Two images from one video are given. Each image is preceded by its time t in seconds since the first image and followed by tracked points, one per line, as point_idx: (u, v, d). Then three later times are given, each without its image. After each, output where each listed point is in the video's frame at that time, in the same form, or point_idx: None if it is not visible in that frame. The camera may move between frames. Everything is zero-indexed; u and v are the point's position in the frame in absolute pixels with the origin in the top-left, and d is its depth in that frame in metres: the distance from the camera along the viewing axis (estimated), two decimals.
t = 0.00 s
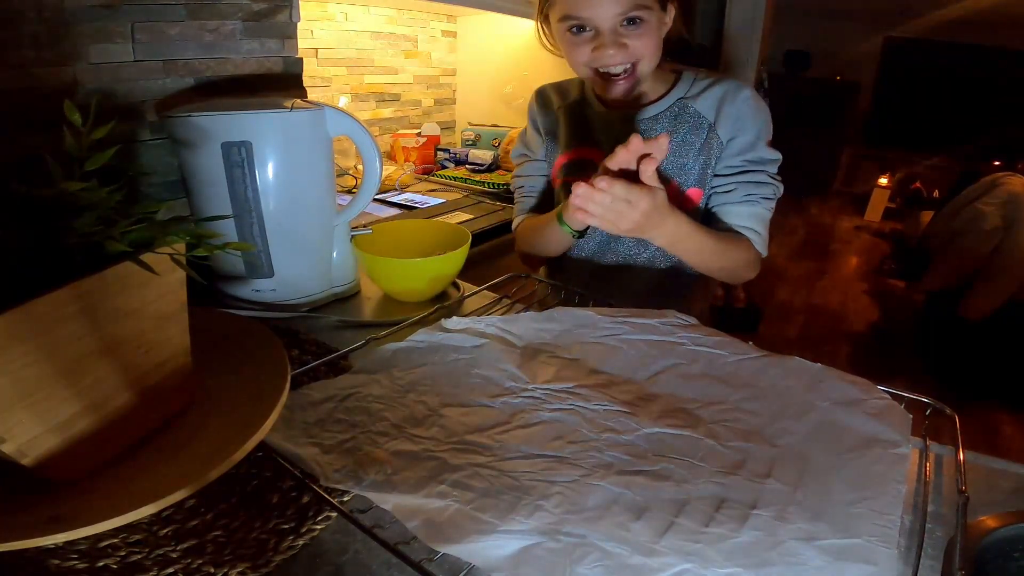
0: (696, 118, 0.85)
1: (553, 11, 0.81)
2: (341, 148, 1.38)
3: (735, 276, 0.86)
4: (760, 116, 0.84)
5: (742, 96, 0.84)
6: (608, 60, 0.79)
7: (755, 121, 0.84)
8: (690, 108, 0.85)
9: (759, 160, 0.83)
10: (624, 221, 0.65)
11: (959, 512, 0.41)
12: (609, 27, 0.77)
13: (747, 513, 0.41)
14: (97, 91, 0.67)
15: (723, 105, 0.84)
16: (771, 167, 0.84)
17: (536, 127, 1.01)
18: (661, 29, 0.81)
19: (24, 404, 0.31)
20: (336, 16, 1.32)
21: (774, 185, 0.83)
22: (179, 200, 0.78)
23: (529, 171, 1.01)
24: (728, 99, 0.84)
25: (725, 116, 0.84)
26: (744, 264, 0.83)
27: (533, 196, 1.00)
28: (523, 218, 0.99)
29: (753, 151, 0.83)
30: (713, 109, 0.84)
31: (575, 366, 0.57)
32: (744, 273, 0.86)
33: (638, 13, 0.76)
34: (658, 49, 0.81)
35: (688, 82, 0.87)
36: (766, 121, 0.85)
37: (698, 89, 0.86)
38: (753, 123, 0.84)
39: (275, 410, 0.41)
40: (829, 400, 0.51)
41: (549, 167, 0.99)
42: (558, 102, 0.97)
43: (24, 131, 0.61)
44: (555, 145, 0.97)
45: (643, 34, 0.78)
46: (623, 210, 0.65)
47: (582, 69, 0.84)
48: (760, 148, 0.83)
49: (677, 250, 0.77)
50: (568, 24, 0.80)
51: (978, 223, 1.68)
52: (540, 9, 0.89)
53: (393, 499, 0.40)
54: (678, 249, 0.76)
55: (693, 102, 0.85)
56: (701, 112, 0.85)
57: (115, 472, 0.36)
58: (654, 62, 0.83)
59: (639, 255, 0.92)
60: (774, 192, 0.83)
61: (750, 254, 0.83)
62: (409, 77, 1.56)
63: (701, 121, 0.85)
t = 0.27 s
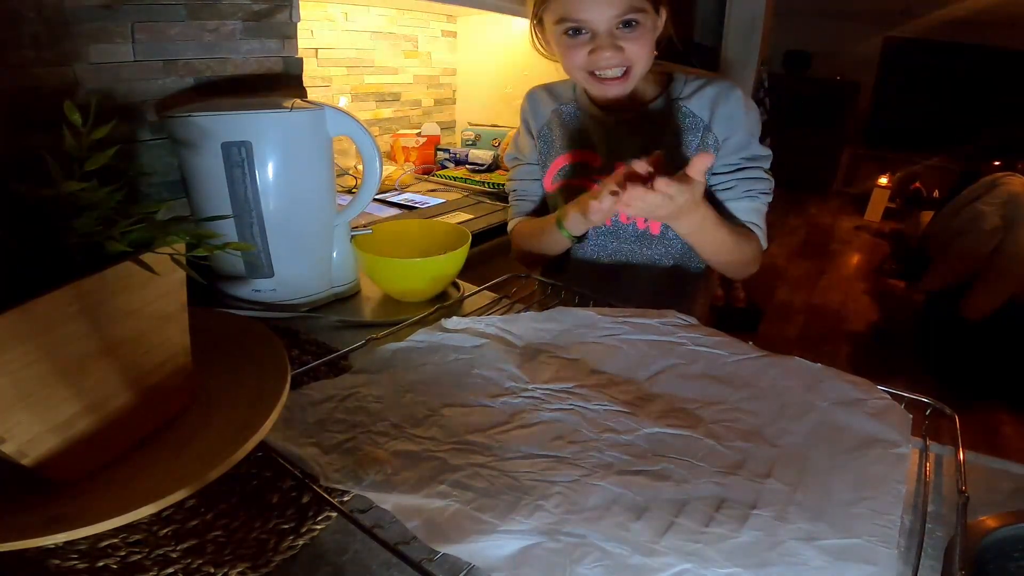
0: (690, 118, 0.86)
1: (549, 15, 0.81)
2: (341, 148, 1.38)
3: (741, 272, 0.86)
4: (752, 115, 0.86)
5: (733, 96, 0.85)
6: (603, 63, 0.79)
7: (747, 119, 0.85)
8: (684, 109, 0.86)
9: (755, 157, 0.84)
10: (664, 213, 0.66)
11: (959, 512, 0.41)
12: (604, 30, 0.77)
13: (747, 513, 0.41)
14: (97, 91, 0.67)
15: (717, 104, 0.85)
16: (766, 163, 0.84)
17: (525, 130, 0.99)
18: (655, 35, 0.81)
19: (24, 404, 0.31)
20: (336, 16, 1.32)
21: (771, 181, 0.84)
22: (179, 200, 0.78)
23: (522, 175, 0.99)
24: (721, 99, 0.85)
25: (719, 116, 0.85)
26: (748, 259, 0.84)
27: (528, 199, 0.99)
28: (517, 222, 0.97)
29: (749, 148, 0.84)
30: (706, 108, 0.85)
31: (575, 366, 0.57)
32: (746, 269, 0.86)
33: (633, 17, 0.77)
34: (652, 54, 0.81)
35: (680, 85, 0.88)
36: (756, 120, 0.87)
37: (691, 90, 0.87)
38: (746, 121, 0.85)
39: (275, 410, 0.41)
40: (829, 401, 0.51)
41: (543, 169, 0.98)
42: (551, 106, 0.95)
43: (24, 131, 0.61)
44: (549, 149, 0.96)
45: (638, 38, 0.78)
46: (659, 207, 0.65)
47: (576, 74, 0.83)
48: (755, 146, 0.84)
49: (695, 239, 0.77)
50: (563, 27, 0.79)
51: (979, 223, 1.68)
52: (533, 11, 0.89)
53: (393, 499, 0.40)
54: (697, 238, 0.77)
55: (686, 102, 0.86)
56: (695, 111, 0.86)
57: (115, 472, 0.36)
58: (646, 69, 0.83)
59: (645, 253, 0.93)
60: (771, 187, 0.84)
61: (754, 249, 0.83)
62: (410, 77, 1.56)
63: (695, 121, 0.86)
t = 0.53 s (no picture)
0: (688, 122, 0.85)
1: (547, 17, 0.81)
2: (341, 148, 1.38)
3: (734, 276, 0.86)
4: (752, 117, 0.85)
5: (733, 97, 0.84)
6: (603, 65, 0.79)
7: (747, 123, 0.84)
8: (681, 112, 0.85)
9: (753, 163, 0.85)
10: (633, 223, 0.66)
11: (959, 512, 0.41)
12: (603, 32, 0.77)
13: (747, 513, 0.41)
14: (97, 91, 0.67)
15: (715, 108, 0.84)
16: (764, 168, 0.85)
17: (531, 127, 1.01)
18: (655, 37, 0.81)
19: (24, 403, 0.31)
20: (336, 16, 1.32)
21: (768, 185, 0.85)
22: (179, 200, 0.78)
23: (526, 171, 1.01)
24: (720, 102, 0.84)
25: (717, 121, 0.84)
26: (740, 264, 0.84)
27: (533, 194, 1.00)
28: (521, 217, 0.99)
29: (747, 153, 0.84)
30: (704, 113, 0.85)
31: (575, 366, 0.57)
32: (741, 272, 0.87)
33: (632, 18, 0.76)
34: (651, 56, 0.81)
35: (679, 84, 0.86)
36: (758, 121, 0.86)
37: (690, 91, 0.86)
38: (745, 125, 0.84)
39: (275, 410, 0.41)
40: (829, 401, 0.51)
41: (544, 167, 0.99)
42: (554, 105, 0.97)
43: (24, 131, 0.61)
44: (549, 148, 0.97)
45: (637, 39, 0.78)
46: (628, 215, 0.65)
47: (575, 76, 0.83)
48: (753, 151, 0.84)
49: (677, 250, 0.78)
50: (561, 29, 0.79)
51: (979, 223, 1.68)
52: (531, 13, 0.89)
53: (393, 499, 0.40)
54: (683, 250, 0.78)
55: (685, 107, 0.85)
56: (693, 116, 0.85)
57: (115, 473, 0.36)
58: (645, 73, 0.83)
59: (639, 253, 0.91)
60: (769, 192, 0.85)
61: (747, 254, 0.84)
62: (409, 77, 1.56)
63: (694, 125, 0.85)
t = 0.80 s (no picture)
0: (682, 124, 0.86)
1: (546, 21, 0.81)
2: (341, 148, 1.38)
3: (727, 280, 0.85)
4: (750, 119, 0.83)
5: (730, 99, 0.83)
6: (603, 68, 0.78)
7: (744, 126, 0.83)
8: (676, 113, 0.86)
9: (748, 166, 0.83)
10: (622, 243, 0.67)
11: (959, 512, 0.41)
12: (603, 35, 0.77)
13: (747, 513, 0.41)
14: (97, 91, 0.67)
15: (710, 110, 0.83)
16: (761, 171, 0.83)
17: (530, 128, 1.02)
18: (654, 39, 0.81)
19: (24, 403, 0.31)
20: (335, 17, 1.32)
21: (765, 189, 0.83)
22: (179, 200, 0.78)
23: (525, 171, 1.02)
24: (715, 104, 0.83)
25: (712, 122, 0.83)
26: (733, 267, 0.83)
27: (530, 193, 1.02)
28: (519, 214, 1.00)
29: (742, 156, 0.83)
30: (699, 114, 0.84)
31: (575, 366, 0.57)
32: (735, 275, 0.86)
33: (632, 19, 0.76)
34: (652, 58, 0.81)
35: (677, 85, 0.86)
36: (758, 122, 0.84)
37: (686, 92, 0.86)
38: (742, 127, 0.83)
39: (275, 410, 0.41)
40: (829, 401, 0.51)
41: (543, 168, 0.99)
42: (552, 105, 0.97)
43: (23, 131, 0.61)
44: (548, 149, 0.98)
45: (637, 41, 0.78)
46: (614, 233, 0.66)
47: (575, 80, 0.83)
48: (749, 154, 0.82)
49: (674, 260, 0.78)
50: (561, 32, 0.79)
51: (979, 223, 1.68)
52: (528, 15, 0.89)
53: (392, 499, 0.40)
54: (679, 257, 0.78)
55: (680, 108, 0.85)
56: (688, 118, 0.85)
57: (115, 473, 0.36)
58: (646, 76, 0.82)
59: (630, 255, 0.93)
60: (765, 196, 0.83)
61: (739, 258, 0.83)
62: (410, 77, 1.56)
63: (688, 127, 0.85)
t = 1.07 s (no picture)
0: (681, 127, 0.85)
1: (540, 26, 0.81)
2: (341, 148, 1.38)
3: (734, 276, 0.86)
4: (749, 120, 0.83)
5: (728, 101, 0.83)
6: (601, 74, 0.78)
7: (743, 128, 0.83)
8: (674, 117, 0.85)
9: (749, 167, 0.83)
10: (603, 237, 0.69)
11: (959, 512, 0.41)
12: (598, 40, 0.77)
13: (748, 513, 0.41)
14: (97, 91, 0.67)
15: (709, 112, 0.83)
16: (761, 172, 0.83)
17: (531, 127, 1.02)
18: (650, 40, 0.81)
19: (24, 402, 0.31)
20: (335, 17, 1.32)
21: (766, 189, 0.84)
22: (179, 200, 0.78)
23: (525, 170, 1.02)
24: (714, 106, 0.83)
25: (710, 125, 0.83)
26: (736, 265, 0.85)
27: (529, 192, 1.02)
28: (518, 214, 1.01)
29: (742, 158, 0.83)
30: (697, 117, 0.84)
31: (575, 366, 0.57)
32: (740, 272, 0.87)
33: (628, 23, 0.76)
34: (649, 60, 0.81)
35: (674, 88, 0.86)
36: (757, 123, 0.84)
37: (684, 94, 0.85)
38: (741, 129, 0.83)
39: (275, 410, 0.41)
40: (829, 401, 0.51)
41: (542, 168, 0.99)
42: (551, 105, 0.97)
43: (23, 131, 0.61)
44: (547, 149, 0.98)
45: (634, 43, 0.78)
46: (594, 229, 0.68)
47: (573, 84, 0.83)
48: (748, 156, 0.83)
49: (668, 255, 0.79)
50: (557, 38, 0.79)
51: (979, 223, 1.68)
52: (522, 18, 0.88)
53: (393, 499, 0.40)
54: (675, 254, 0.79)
55: (678, 110, 0.85)
56: (686, 120, 0.85)
57: (115, 473, 0.36)
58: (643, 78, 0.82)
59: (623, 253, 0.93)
60: (766, 196, 0.84)
61: (742, 256, 0.85)
62: (410, 77, 1.56)
63: (687, 130, 0.85)
